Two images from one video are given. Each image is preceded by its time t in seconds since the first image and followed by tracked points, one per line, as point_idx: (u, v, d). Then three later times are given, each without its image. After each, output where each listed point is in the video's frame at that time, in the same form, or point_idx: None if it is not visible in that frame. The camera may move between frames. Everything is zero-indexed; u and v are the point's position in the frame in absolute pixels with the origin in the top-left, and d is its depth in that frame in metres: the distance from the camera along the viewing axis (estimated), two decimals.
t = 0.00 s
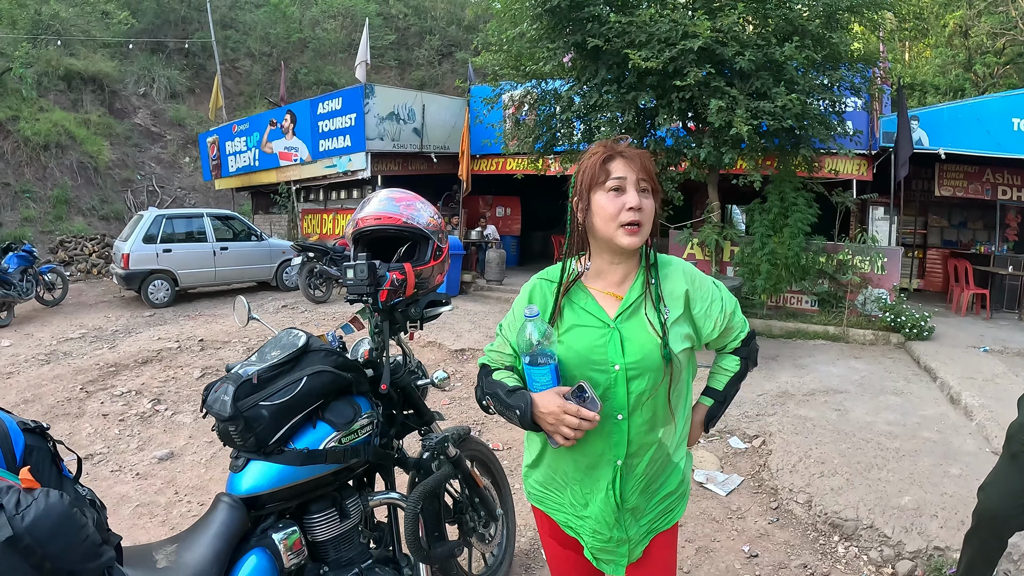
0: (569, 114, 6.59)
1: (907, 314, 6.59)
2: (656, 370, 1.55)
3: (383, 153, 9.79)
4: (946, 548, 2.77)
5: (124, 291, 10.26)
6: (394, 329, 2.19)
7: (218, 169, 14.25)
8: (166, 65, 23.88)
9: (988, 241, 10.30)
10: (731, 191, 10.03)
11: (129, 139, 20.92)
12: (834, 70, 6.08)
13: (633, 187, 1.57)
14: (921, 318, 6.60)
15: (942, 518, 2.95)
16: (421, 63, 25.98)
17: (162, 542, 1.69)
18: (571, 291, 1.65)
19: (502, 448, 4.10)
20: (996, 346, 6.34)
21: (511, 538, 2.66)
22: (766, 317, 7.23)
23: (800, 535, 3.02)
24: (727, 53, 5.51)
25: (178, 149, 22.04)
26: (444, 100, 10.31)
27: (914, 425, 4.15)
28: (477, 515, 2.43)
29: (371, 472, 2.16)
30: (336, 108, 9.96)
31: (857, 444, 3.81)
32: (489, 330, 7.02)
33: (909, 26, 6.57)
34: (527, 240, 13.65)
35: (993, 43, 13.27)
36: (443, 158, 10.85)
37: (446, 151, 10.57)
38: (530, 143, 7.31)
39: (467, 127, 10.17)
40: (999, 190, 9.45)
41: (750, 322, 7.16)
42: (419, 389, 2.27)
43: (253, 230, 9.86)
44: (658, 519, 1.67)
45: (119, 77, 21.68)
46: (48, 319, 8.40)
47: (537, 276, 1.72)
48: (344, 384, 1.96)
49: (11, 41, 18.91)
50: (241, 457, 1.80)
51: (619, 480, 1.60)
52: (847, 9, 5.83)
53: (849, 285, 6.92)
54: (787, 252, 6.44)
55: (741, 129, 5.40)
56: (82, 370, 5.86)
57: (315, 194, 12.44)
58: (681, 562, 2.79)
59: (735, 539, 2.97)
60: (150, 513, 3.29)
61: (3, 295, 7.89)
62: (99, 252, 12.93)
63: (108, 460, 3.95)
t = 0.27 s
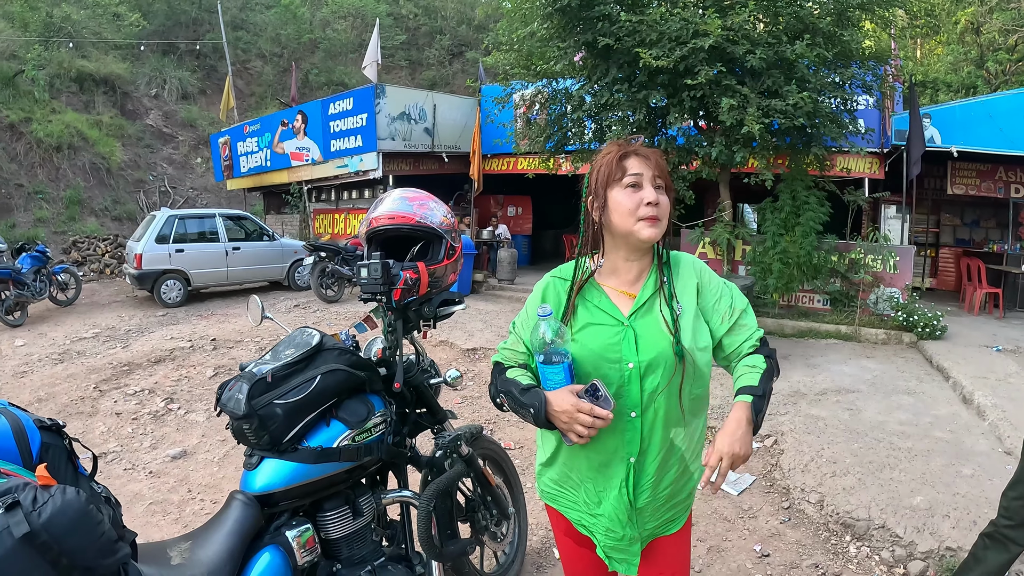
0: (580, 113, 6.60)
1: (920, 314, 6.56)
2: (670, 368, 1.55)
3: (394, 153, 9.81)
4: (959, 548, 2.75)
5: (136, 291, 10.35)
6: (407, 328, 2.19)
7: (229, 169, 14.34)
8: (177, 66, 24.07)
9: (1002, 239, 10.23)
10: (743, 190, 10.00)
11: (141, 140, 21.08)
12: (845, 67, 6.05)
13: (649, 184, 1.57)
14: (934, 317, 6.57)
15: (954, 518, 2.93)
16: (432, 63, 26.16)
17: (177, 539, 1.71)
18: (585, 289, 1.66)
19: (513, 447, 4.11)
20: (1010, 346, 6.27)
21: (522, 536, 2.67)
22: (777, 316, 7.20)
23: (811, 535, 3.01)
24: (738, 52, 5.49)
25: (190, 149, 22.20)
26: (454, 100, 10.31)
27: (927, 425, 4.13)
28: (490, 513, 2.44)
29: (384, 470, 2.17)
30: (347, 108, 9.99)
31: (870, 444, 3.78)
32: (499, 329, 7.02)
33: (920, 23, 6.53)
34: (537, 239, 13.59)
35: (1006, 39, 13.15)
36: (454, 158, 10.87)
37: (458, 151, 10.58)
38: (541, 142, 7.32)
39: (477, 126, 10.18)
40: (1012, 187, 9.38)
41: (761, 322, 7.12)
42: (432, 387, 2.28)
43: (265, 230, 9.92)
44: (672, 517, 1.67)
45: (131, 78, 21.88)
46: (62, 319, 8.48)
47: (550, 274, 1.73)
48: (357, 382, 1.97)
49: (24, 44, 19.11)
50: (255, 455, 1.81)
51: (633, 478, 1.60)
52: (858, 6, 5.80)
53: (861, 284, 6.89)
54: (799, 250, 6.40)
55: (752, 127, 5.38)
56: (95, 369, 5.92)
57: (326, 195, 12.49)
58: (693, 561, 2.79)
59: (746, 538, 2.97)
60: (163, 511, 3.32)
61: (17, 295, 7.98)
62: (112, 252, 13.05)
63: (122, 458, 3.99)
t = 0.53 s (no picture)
0: (583, 113, 6.62)
1: (922, 313, 6.58)
2: (672, 367, 1.55)
3: (396, 154, 9.81)
4: (959, 548, 2.75)
5: (139, 291, 10.37)
6: (408, 329, 2.20)
7: (232, 170, 14.37)
8: (180, 67, 24.13)
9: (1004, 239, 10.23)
10: (745, 190, 9.99)
11: (144, 141, 21.12)
12: (847, 67, 6.04)
13: (659, 188, 1.57)
14: (936, 316, 6.58)
15: (954, 518, 2.93)
16: (434, 64, 26.22)
17: (179, 538, 1.71)
18: (589, 287, 1.66)
19: (515, 447, 4.11)
20: (1013, 345, 6.26)
21: (523, 536, 2.67)
22: (779, 316, 7.19)
23: (813, 534, 3.00)
24: (740, 52, 5.49)
25: (193, 150, 22.24)
26: (457, 100, 10.31)
27: (928, 425, 4.12)
28: (491, 513, 2.44)
29: (386, 469, 2.18)
30: (350, 108, 10.00)
31: (872, 444, 3.78)
32: (502, 329, 7.02)
33: (922, 23, 6.52)
34: (539, 239, 13.57)
35: (1009, 38, 13.13)
36: (456, 158, 10.88)
37: (460, 151, 10.58)
38: (544, 142, 7.32)
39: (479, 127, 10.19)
40: (1015, 187, 9.37)
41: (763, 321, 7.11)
42: (433, 387, 2.29)
43: (268, 231, 9.94)
44: (676, 514, 1.65)
45: (134, 79, 21.91)
46: (65, 319, 8.50)
47: (555, 271, 1.74)
48: (359, 382, 1.98)
49: (27, 45, 19.15)
50: (257, 454, 1.82)
51: (634, 474, 1.60)
52: (859, 6, 5.79)
53: (863, 284, 6.87)
54: (801, 250, 6.40)
55: (754, 127, 5.38)
56: (99, 369, 5.93)
57: (329, 195, 12.51)
58: (694, 561, 2.78)
59: (747, 538, 2.97)
60: (166, 510, 3.33)
61: (20, 295, 7.99)
62: (115, 253, 13.08)
63: (125, 458, 4.00)
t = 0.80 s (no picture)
0: (584, 113, 6.63)
1: (923, 312, 6.56)
2: (667, 368, 1.55)
3: (398, 153, 9.82)
4: (959, 545, 2.75)
5: (142, 291, 10.39)
6: (410, 326, 2.20)
7: (234, 170, 14.39)
8: (182, 67, 24.17)
9: (1006, 238, 10.24)
10: (746, 189, 10.00)
11: (146, 141, 21.15)
12: (847, 66, 6.04)
13: (664, 188, 1.56)
14: (937, 315, 6.55)
15: (954, 515, 2.93)
16: (436, 63, 26.27)
17: (184, 533, 1.74)
18: (592, 285, 1.67)
19: (517, 445, 4.11)
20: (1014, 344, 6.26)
21: (524, 533, 2.68)
22: (781, 315, 7.20)
23: (813, 531, 3.01)
24: (740, 51, 5.48)
25: (195, 150, 22.27)
26: (458, 100, 10.32)
27: (929, 422, 4.12)
28: (493, 509, 2.45)
29: (388, 466, 2.19)
30: (351, 108, 10.01)
31: (873, 442, 3.78)
32: (503, 328, 7.03)
33: (922, 22, 6.51)
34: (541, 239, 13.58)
35: (1011, 36, 13.13)
36: (458, 158, 10.88)
37: (462, 151, 10.58)
38: (544, 142, 7.33)
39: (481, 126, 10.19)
40: (1016, 185, 9.37)
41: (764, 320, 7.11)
42: (435, 385, 2.29)
43: (270, 231, 9.96)
44: (670, 515, 1.64)
45: (135, 80, 21.95)
46: (68, 319, 8.52)
47: (559, 269, 1.74)
48: (361, 379, 1.98)
49: (29, 46, 19.18)
50: (261, 451, 1.82)
51: (626, 472, 1.61)
52: (860, 5, 5.78)
53: (864, 282, 6.87)
54: (802, 249, 6.40)
55: (754, 126, 5.38)
56: (101, 369, 5.95)
57: (331, 195, 12.52)
58: (694, 558, 2.79)
59: (748, 535, 2.97)
60: (169, 508, 3.34)
61: (23, 295, 8.02)
62: (117, 253, 13.11)
63: (128, 457, 4.01)
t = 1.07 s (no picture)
0: (586, 113, 6.63)
1: (925, 312, 6.56)
2: (666, 368, 1.55)
3: (399, 154, 9.83)
4: (961, 546, 2.75)
5: (144, 291, 10.41)
6: (409, 325, 2.20)
7: (236, 170, 14.41)
8: (184, 68, 24.22)
9: (1008, 237, 10.23)
10: (748, 189, 10.01)
11: (148, 142, 21.19)
12: (849, 65, 6.03)
13: (660, 186, 1.57)
14: (940, 315, 6.54)
15: (956, 515, 2.93)
16: (438, 64, 26.30)
17: (182, 531, 1.74)
18: (590, 283, 1.67)
19: (517, 445, 4.11)
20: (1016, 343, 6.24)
21: (525, 532, 2.68)
22: (782, 314, 7.19)
23: (814, 531, 3.01)
24: (741, 50, 5.48)
25: (197, 151, 22.30)
26: (460, 100, 10.33)
27: (930, 422, 4.12)
28: (492, 509, 2.44)
29: (387, 465, 2.19)
30: (353, 109, 10.01)
31: (874, 441, 3.77)
32: (504, 328, 7.02)
33: (924, 21, 6.50)
34: (543, 238, 13.62)
35: (1013, 35, 13.12)
36: (460, 158, 10.88)
37: (464, 151, 10.59)
38: (546, 142, 7.33)
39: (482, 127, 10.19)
40: (1019, 185, 9.35)
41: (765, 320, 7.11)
42: (434, 384, 2.29)
43: (272, 231, 9.97)
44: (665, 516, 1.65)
45: (137, 80, 21.98)
46: (70, 320, 8.54)
47: (556, 266, 1.73)
48: (360, 378, 1.98)
49: (31, 47, 19.21)
50: (259, 450, 1.83)
51: (624, 473, 1.61)
52: (862, 4, 5.77)
53: (866, 282, 6.87)
54: (803, 249, 6.39)
55: (756, 125, 5.37)
56: (103, 369, 5.96)
57: (332, 195, 12.53)
58: (694, 558, 2.79)
59: (748, 535, 2.97)
60: (170, 508, 3.34)
61: (25, 296, 8.03)
62: (119, 254, 13.13)
63: (129, 456, 4.02)
